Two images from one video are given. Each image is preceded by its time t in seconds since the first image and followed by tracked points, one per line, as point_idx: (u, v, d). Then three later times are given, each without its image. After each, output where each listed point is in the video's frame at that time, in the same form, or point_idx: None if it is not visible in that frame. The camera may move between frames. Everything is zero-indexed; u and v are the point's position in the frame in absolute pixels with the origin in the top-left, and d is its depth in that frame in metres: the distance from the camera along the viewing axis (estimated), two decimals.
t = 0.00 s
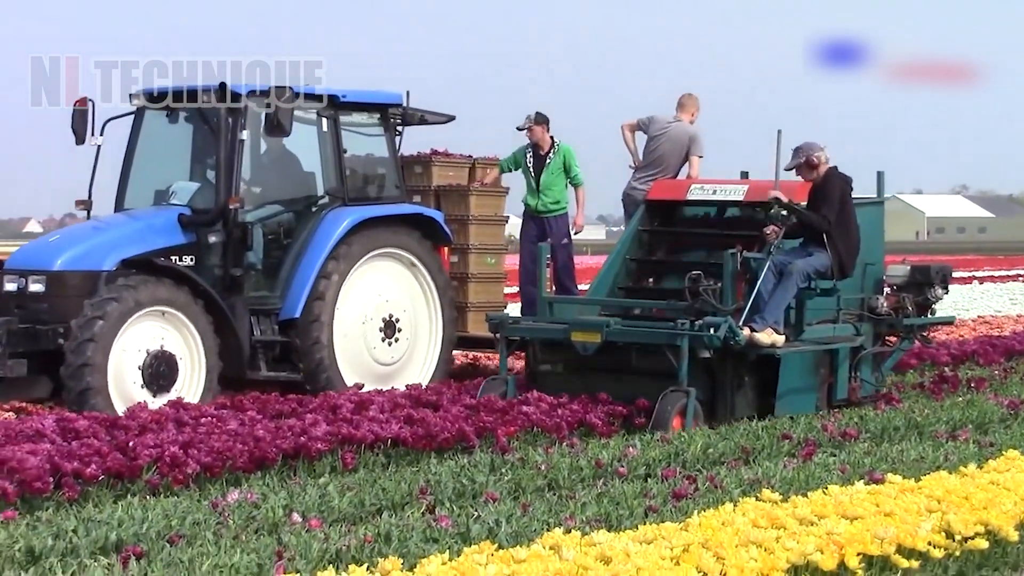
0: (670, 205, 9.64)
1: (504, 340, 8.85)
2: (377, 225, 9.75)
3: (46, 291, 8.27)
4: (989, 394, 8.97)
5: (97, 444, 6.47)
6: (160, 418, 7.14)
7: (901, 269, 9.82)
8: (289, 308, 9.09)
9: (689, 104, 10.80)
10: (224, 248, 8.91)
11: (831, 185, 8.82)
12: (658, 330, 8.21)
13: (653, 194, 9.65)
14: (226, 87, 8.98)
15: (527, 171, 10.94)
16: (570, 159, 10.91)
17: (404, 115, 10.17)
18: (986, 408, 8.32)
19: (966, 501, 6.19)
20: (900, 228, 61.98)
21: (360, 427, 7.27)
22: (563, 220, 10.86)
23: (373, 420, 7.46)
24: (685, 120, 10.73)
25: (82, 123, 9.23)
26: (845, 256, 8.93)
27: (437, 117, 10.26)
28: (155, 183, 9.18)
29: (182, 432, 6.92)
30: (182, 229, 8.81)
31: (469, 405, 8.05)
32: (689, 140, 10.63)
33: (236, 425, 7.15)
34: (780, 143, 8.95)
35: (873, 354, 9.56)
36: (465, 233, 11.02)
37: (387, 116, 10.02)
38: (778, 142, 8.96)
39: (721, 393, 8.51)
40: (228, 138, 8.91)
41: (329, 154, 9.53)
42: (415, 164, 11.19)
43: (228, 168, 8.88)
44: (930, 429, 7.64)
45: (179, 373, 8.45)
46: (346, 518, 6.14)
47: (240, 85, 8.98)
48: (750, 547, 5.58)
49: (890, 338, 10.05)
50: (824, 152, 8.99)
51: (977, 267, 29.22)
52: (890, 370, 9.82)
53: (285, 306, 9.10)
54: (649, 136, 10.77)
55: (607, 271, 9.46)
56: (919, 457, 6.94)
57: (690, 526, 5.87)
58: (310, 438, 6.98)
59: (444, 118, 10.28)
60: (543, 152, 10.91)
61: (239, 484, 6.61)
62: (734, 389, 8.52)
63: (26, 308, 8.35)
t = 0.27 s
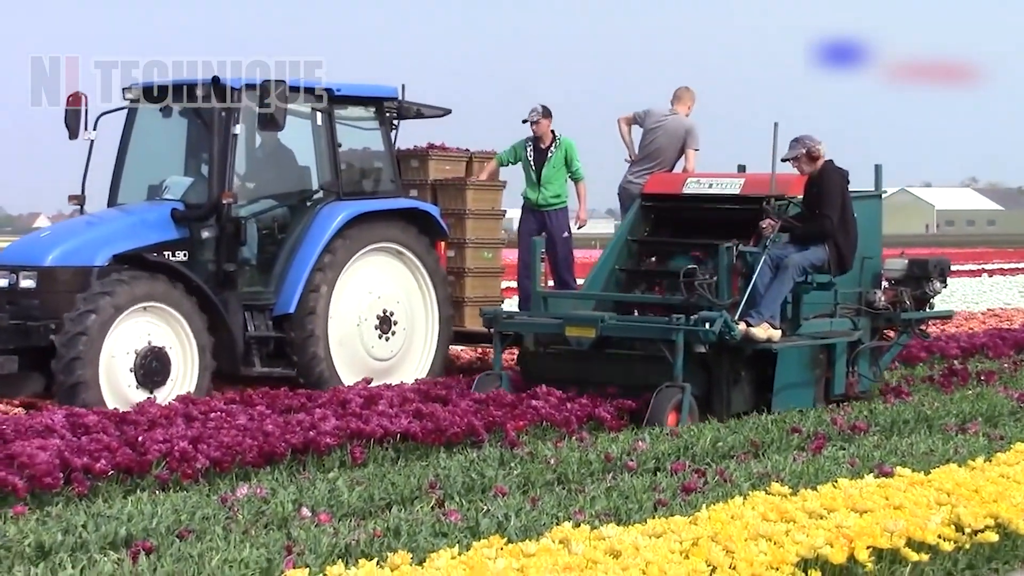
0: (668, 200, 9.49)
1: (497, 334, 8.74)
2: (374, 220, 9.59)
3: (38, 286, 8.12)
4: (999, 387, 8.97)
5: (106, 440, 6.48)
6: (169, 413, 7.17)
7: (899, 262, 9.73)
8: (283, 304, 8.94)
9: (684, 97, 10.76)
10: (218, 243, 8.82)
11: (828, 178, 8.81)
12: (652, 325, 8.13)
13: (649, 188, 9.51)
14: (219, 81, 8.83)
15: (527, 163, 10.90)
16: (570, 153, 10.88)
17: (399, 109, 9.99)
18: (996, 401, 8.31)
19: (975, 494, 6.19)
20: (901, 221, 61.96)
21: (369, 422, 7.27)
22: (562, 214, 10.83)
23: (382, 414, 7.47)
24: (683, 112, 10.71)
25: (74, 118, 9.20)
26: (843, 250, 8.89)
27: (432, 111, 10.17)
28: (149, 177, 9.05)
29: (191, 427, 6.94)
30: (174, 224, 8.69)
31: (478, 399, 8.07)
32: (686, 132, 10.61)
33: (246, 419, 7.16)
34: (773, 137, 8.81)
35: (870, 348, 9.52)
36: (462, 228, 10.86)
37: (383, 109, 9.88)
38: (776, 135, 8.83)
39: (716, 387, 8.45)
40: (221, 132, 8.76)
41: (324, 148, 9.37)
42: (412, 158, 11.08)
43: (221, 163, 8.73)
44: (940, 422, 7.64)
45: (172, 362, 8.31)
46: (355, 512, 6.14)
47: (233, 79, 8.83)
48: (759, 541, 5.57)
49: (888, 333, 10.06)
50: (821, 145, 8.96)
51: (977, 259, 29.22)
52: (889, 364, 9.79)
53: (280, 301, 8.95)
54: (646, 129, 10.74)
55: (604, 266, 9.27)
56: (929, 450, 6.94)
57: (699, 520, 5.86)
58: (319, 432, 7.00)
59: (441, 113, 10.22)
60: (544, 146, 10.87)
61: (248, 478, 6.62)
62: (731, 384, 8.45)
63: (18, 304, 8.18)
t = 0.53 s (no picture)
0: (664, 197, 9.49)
1: (493, 332, 8.77)
2: (368, 218, 9.46)
3: (28, 284, 8.09)
4: (1006, 385, 8.97)
5: (112, 436, 6.49)
6: (176, 409, 7.19)
7: (898, 262, 9.83)
8: (276, 302, 8.86)
9: (685, 97, 10.76)
10: (211, 240, 8.67)
11: (827, 175, 8.80)
12: (646, 324, 8.12)
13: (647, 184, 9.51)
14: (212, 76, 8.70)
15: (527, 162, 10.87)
16: (571, 153, 10.93)
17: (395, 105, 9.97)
18: (1003, 399, 8.31)
19: (982, 492, 6.19)
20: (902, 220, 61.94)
21: (376, 419, 7.27)
22: (561, 212, 10.81)
23: (388, 411, 7.47)
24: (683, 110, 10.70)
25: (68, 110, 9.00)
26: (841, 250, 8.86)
27: (428, 108, 10.20)
28: (142, 173, 8.92)
29: (198, 424, 6.95)
30: (167, 221, 8.57)
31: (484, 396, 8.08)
32: (684, 131, 10.62)
33: (252, 416, 7.17)
34: (774, 132, 8.73)
35: (869, 347, 9.50)
36: (458, 225, 10.84)
37: (377, 105, 9.78)
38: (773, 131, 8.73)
39: (712, 385, 8.40)
40: (214, 128, 8.63)
41: (318, 145, 9.25)
42: (408, 155, 10.97)
43: (215, 160, 8.62)
44: (947, 420, 7.65)
45: (164, 355, 8.26)
46: (362, 510, 6.14)
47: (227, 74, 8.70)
48: (765, 539, 5.56)
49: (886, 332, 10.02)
50: (820, 143, 8.94)
51: (978, 258, 29.22)
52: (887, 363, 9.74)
53: (273, 298, 8.87)
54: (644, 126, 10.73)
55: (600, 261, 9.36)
56: (935, 448, 6.94)
57: (706, 518, 5.86)
58: (326, 429, 7.00)
59: (438, 109, 10.22)
60: (544, 143, 10.85)
61: (254, 475, 6.62)
62: (726, 383, 8.41)
63: (9, 301, 8.17)
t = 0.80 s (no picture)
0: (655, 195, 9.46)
1: (483, 331, 8.66)
2: (359, 215, 9.38)
3: (15, 284, 7.95)
4: (1010, 381, 8.98)
5: (118, 434, 6.48)
6: (182, 407, 7.21)
7: (893, 257, 9.77)
8: (266, 299, 8.77)
9: (679, 93, 10.77)
10: (199, 238, 8.60)
11: (816, 171, 8.73)
12: (637, 321, 8.06)
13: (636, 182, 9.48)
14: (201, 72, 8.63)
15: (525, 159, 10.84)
16: (568, 151, 10.91)
17: (386, 102, 9.89)
18: (1008, 395, 8.32)
19: (988, 488, 6.19)
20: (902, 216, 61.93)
21: (382, 416, 7.28)
22: (558, 210, 10.80)
23: (393, 408, 7.47)
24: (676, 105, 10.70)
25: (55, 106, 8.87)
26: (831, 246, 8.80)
27: (422, 104, 10.16)
28: (131, 171, 8.82)
29: (203, 421, 6.95)
30: (155, 220, 8.49)
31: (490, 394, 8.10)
32: (672, 125, 10.58)
33: (258, 414, 7.17)
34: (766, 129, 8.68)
35: (863, 344, 9.51)
36: (450, 222, 10.67)
37: (369, 101, 9.70)
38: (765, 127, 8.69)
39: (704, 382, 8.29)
40: (203, 125, 8.56)
41: (308, 142, 9.17)
42: (400, 152, 10.74)
43: (203, 157, 8.53)
44: (952, 416, 7.65)
45: (151, 347, 8.13)
46: (367, 507, 6.13)
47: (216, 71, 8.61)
48: (772, 535, 5.55)
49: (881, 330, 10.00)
50: (811, 138, 8.88)
51: (977, 254, 29.21)
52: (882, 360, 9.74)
53: (263, 297, 8.78)
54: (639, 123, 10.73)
55: (591, 258, 9.27)
56: (941, 444, 6.94)
57: (712, 514, 5.85)
58: (332, 427, 7.00)
59: (429, 105, 10.19)
60: (542, 139, 10.85)
61: (260, 473, 6.62)
62: (718, 379, 8.31)
63: None
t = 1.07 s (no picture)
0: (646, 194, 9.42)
1: (473, 330, 8.62)
2: (349, 214, 9.30)
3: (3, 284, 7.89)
4: (1015, 379, 8.98)
5: (122, 434, 6.49)
6: (186, 406, 7.22)
7: (887, 255, 9.67)
8: (256, 300, 8.66)
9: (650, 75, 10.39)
10: (189, 238, 8.53)
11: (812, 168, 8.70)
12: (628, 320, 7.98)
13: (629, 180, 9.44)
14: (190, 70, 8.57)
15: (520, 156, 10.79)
16: (560, 151, 10.92)
17: (376, 101, 9.87)
18: (1012, 392, 8.32)
19: (993, 485, 6.19)
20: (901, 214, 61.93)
21: (386, 415, 7.28)
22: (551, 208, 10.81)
23: (398, 407, 7.48)
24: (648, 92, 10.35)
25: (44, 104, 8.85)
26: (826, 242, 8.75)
27: (412, 102, 10.16)
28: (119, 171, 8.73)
29: (207, 421, 6.95)
30: (145, 219, 8.41)
31: (494, 393, 8.12)
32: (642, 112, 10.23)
33: (262, 413, 7.17)
34: (757, 126, 8.63)
35: (857, 343, 9.40)
36: (442, 221, 10.53)
37: (359, 100, 9.69)
38: (756, 125, 8.64)
39: (697, 383, 8.36)
40: (191, 124, 8.49)
41: (298, 140, 9.13)
42: (392, 151, 10.71)
43: (192, 156, 8.46)
44: (957, 413, 7.65)
45: (138, 344, 7.96)
46: (372, 506, 6.14)
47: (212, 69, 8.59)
48: (776, 533, 5.55)
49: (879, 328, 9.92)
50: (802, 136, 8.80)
51: (977, 251, 29.20)
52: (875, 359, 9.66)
53: (253, 297, 8.67)
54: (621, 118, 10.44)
55: (584, 256, 9.25)
56: (946, 442, 6.94)
57: (716, 513, 5.85)
58: (335, 426, 7.00)
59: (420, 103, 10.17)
60: (537, 138, 10.80)
61: (265, 472, 6.62)
62: (710, 379, 8.37)
63: None
